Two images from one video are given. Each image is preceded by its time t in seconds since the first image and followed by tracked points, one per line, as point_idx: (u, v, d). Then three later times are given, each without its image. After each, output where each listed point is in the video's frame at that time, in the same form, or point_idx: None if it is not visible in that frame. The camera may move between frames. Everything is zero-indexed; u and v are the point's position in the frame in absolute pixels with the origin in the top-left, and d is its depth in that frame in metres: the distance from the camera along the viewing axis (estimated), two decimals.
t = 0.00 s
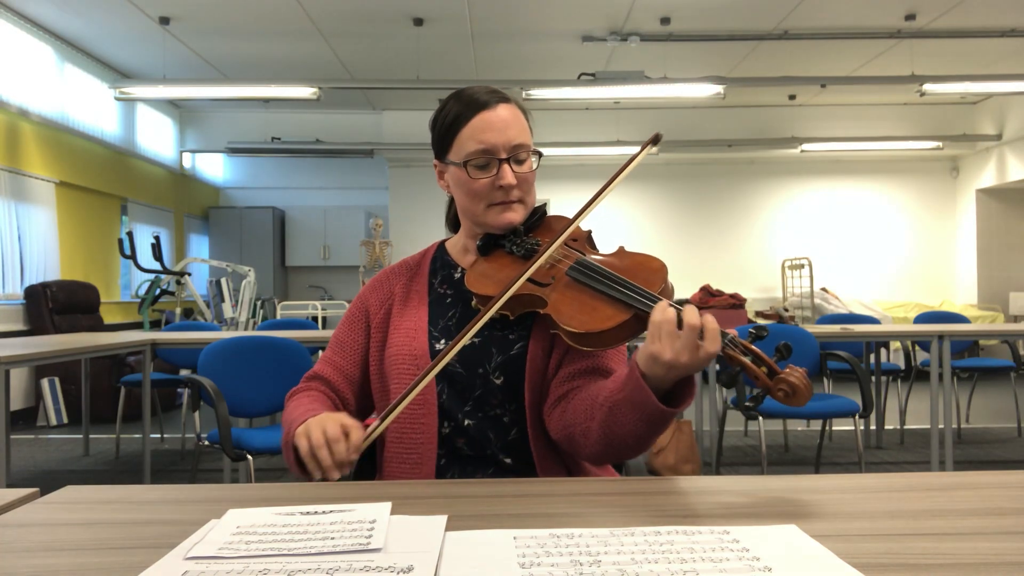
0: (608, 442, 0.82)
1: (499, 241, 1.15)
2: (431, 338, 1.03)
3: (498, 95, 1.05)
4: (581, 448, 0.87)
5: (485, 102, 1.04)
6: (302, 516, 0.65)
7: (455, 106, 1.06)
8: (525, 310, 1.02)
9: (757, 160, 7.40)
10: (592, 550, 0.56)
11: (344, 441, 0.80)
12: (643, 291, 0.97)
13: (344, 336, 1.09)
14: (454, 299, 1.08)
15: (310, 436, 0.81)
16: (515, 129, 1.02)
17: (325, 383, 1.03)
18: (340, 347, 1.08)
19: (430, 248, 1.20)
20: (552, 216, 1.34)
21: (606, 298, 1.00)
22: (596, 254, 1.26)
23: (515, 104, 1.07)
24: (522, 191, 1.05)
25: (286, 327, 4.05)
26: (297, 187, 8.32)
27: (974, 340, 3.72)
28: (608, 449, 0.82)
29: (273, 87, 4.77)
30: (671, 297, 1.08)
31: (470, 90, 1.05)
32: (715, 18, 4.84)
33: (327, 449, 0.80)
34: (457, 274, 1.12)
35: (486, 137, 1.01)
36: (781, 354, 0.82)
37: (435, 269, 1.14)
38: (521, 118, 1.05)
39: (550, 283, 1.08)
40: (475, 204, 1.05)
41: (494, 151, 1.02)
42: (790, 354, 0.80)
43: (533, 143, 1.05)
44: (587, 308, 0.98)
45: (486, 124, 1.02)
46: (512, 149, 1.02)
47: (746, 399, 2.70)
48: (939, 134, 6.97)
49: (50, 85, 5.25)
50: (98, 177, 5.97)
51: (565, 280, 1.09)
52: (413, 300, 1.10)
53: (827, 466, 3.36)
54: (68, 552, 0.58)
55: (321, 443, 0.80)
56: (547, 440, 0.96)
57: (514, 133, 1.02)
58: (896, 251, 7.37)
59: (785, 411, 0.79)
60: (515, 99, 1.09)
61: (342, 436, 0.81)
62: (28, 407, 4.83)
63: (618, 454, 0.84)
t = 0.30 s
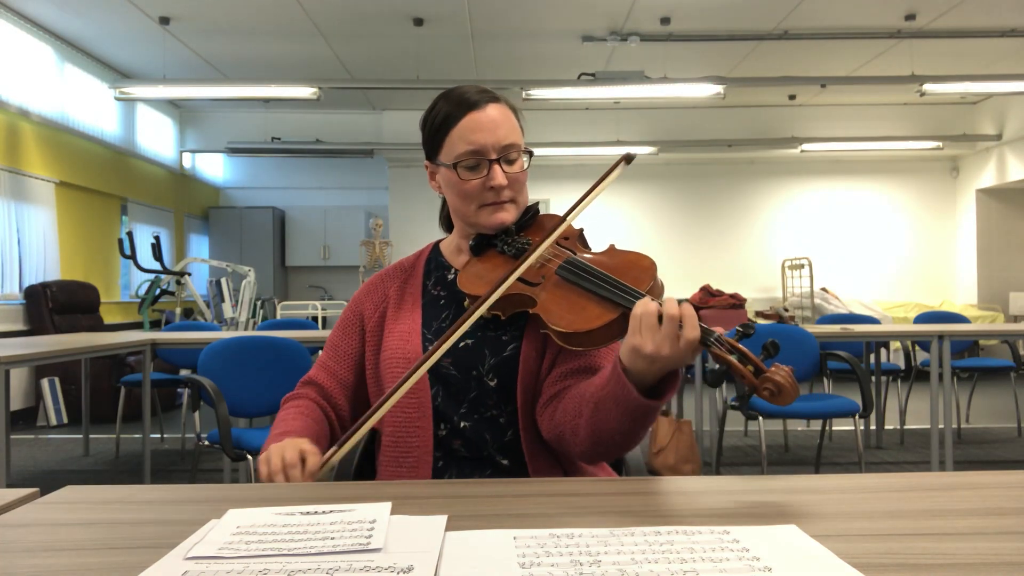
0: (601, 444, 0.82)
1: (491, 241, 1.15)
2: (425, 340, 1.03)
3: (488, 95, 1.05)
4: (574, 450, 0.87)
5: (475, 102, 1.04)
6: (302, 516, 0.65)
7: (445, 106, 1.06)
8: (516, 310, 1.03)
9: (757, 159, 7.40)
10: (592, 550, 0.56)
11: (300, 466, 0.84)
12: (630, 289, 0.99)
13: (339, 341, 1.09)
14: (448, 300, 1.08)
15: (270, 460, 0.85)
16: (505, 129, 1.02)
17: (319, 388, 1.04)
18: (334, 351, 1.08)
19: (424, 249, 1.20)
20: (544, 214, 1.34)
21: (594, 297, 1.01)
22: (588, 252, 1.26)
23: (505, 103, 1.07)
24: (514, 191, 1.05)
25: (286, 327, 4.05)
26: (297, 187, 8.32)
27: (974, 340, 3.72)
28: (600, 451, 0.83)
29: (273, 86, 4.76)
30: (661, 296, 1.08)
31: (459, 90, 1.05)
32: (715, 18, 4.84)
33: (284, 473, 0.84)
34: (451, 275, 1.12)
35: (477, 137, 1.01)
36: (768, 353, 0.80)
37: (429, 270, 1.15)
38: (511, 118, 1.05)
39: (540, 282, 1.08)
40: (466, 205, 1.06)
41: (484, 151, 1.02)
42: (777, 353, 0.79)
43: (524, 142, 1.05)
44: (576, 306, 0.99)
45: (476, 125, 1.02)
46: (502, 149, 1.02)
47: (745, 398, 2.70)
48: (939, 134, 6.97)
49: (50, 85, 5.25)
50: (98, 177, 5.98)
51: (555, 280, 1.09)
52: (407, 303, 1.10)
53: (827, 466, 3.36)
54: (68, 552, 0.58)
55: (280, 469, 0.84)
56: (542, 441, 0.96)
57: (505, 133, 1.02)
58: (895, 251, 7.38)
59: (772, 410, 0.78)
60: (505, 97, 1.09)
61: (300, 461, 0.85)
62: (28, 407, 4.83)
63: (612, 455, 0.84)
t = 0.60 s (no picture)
0: (593, 447, 0.82)
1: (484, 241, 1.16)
2: (420, 341, 1.03)
3: (480, 94, 1.05)
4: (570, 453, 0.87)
5: (467, 101, 1.04)
6: (302, 517, 0.65)
7: (437, 105, 1.06)
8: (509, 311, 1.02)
9: (757, 160, 7.40)
10: (592, 550, 0.56)
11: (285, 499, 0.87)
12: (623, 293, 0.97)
13: (335, 344, 1.09)
14: (443, 301, 1.08)
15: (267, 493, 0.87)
16: (497, 127, 1.02)
17: (317, 392, 1.05)
18: (331, 354, 1.09)
19: (421, 250, 1.20)
20: (538, 214, 1.34)
21: (585, 299, 1.00)
22: (581, 252, 1.25)
23: (498, 102, 1.07)
24: (506, 190, 1.05)
25: (286, 327, 4.05)
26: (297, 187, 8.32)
27: (974, 340, 3.72)
28: (593, 453, 0.82)
29: (273, 86, 4.76)
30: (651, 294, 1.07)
31: (452, 89, 1.05)
32: (716, 18, 4.84)
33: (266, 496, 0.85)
34: (446, 276, 1.11)
35: (468, 136, 1.01)
36: (755, 353, 0.81)
37: (425, 271, 1.15)
38: (504, 117, 1.05)
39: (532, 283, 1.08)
40: (459, 204, 1.05)
41: (476, 150, 1.02)
42: (764, 354, 0.80)
43: (517, 140, 1.05)
44: (567, 308, 0.98)
45: (467, 124, 1.02)
46: (495, 147, 1.02)
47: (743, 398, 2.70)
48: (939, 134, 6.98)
49: (50, 86, 5.25)
50: (99, 177, 5.98)
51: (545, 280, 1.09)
52: (403, 304, 1.10)
53: (827, 465, 3.36)
54: (68, 552, 0.58)
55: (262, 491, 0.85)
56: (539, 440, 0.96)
57: (496, 132, 1.02)
58: (895, 251, 7.38)
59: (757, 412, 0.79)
60: (498, 96, 1.09)
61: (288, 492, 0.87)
62: (28, 407, 4.83)
63: (607, 457, 0.83)
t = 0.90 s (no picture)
0: (600, 447, 0.82)
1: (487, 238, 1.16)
2: (421, 340, 1.03)
3: (493, 90, 1.05)
4: (574, 454, 0.87)
5: (479, 96, 1.04)
6: (302, 517, 0.65)
7: (449, 100, 1.06)
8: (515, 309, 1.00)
9: (757, 160, 7.40)
10: (592, 550, 0.56)
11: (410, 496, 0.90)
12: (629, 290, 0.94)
13: (340, 343, 1.09)
14: (444, 299, 1.08)
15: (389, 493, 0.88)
16: (508, 122, 1.02)
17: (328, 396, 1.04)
18: (336, 354, 1.08)
19: (422, 249, 1.20)
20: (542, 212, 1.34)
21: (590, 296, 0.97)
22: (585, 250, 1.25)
23: (511, 100, 1.07)
24: (512, 186, 1.04)
25: (286, 326, 4.05)
26: (297, 187, 8.32)
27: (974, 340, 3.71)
28: (603, 454, 0.83)
29: (274, 86, 4.77)
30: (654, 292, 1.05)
31: (465, 84, 1.06)
32: (716, 18, 4.84)
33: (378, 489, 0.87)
34: (447, 274, 1.11)
35: (478, 128, 1.01)
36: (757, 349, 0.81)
37: (426, 269, 1.14)
38: (515, 114, 1.05)
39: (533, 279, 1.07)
40: (464, 197, 1.05)
41: (485, 143, 1.02)
42: (767, 349, 0.79)
43: (526, 137, 1.05)
44: (567, 304, 0.97)
45: (478, 117, 1.02)
46: (503, 142, 1.02)
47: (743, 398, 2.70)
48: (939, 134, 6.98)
49: (50, 86, 5.26)
50: (99, 177, 5.98)
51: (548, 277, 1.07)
52: (404, 302, 1.09)
53: (827, 466, 3.36)
54: (68, 552, 0.58)
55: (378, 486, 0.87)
56: (541, 440, 0.96)
57: (507, 127, 1.02)
58: (895, 251, 7.38)
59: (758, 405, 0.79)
60: (510, 94, 1.09)
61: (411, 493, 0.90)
62: (28, 407, 4.83)
63: (611, 458, 0.84)
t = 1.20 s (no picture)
0: (621, 446, 0.82)
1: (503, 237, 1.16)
2: (437, 335, 1.03)
3: (512, 91, 1.06)
4: (588, 452, 0.88)
5: (499, 96, 1.05)
6: (302, 517, 0.65)
7: (468, 100, 1.07)
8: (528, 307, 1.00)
9: (757, 160, 7.40)
10: (593, 550, 0.56)
11: (476, 385, 0.71)
12: (647, 286, 0.98)
13: (356, 328, 1.05)
14: (458, 295, 1.08)
15: (438, 377, 0.73)
16: (527, 122, 1.03)
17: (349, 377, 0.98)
18: (353, 339, 1.04)
19: (434, 245, 1.20)
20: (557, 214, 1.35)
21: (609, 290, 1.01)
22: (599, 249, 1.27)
23: (530, 101, 1.08)
24: (530, 185, 1.04)
25: (286, 327, 4.05)
26: (298, 187, 8.32)
27: (974, 340, 3.71)
28: (621, 454, 0.83)
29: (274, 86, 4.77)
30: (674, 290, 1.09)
31: (484, 86, 1.07)
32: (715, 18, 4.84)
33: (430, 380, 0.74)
34: (461, 271, 1.11)
35: (497, 126, 1.02)
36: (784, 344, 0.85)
37: (439, 265, 1.14)
38: (534, 114, 1.05)
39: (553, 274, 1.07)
40: (481, 194, 1.04)
41: (504, 141, 1.02)
42: (794, 345, 0.82)
43: (544, 138, 1.05)
44: (588, 299, 0.98)
45: (498, 115, 1.02)
46: (522, 141, 1.03)
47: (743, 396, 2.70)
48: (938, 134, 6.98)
49: (50, 86, 5.26)
50: (99, 177, 5.98)
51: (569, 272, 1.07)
52: (418, 295, 1.09)
53: (827, 465, 3.36)
54: (68, 552, 0.58)
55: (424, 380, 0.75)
56: (552, 440, 0.96)
57: (527, 126, 1.03)
58: (895, 251, 7.38)
59: (784, 396, 0.80)
60: (529, 96, 1.10)
61: (475, 377, 0.72)
62: (28, 407, 4.83)
63: (627, 458, 0.85)
